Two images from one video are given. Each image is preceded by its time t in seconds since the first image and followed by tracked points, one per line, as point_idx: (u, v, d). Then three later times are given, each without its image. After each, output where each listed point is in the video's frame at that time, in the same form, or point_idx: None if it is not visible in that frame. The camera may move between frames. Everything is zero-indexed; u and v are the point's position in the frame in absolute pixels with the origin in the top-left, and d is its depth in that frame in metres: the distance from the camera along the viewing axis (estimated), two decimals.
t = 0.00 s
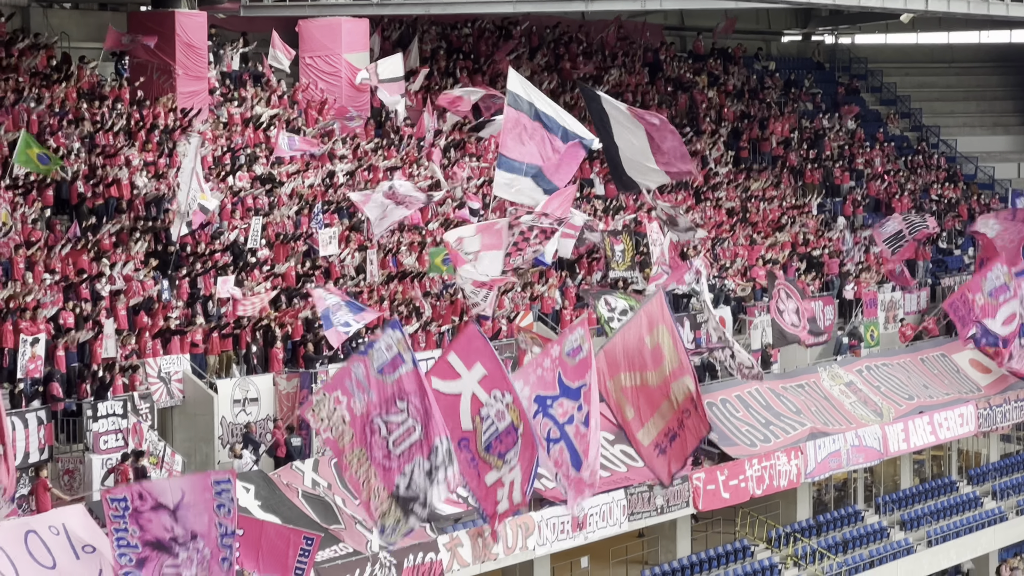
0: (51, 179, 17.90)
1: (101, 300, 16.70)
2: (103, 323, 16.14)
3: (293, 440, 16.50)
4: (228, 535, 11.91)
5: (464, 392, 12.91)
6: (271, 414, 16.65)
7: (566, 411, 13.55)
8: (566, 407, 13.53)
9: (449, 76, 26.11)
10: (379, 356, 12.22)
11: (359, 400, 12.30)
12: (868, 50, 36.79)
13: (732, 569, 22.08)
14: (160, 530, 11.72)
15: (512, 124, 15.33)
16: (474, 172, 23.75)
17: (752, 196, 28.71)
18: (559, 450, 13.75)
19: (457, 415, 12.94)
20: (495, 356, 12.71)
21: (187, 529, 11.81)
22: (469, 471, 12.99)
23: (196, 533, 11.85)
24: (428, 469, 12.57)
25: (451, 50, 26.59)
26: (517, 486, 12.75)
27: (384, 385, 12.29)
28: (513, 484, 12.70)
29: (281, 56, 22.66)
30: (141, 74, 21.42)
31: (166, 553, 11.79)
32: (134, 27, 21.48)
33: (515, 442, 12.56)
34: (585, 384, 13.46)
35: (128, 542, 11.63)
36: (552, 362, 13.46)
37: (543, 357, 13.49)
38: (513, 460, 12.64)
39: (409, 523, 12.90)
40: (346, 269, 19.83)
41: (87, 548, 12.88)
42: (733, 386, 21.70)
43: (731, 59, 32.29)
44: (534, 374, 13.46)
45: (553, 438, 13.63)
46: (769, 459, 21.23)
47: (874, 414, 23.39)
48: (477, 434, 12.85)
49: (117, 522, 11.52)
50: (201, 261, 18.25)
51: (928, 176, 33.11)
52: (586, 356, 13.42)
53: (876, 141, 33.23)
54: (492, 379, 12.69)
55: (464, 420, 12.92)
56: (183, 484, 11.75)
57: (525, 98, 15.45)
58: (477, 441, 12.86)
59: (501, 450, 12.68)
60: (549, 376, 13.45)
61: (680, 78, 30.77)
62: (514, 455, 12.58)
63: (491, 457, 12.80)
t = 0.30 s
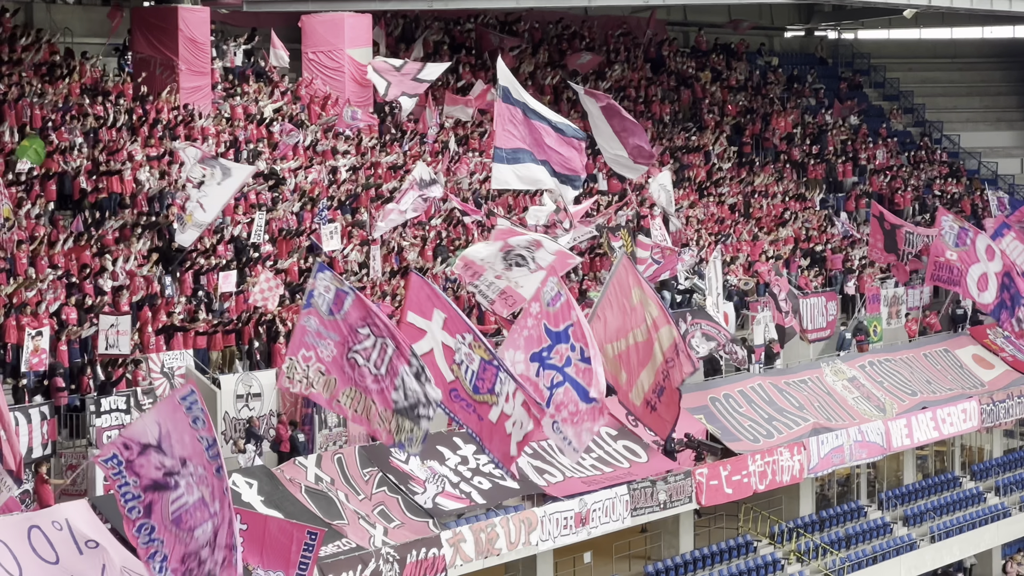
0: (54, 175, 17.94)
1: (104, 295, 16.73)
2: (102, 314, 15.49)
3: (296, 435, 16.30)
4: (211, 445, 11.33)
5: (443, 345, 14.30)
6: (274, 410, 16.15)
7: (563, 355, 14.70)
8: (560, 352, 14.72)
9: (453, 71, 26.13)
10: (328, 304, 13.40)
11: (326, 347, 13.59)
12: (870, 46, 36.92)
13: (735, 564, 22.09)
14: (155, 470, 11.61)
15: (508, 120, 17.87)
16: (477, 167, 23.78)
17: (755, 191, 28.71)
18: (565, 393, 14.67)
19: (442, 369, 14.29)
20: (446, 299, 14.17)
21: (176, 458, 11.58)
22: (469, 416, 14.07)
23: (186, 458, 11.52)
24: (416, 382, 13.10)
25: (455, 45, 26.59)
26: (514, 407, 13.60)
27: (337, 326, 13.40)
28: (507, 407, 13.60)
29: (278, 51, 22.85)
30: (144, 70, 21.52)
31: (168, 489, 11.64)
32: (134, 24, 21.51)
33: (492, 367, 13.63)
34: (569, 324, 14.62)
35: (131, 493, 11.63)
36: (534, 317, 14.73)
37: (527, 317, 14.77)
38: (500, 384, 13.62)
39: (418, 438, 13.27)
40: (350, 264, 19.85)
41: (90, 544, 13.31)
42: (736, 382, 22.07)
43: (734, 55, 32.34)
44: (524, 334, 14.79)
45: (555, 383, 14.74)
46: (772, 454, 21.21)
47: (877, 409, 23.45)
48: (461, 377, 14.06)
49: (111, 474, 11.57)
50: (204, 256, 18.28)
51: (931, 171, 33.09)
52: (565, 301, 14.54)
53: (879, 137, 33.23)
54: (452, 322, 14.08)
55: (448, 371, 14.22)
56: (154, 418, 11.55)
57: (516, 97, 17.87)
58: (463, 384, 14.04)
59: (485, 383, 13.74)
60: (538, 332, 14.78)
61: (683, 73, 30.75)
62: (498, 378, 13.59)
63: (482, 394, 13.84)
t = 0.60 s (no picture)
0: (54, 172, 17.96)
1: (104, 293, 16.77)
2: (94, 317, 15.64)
3: (294, 433, 16.26)
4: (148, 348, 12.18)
5: (402, 314, 15.16)
6: (272, 408, 16.40)
7: (544, 313, 16.07)
8: (540, 312, 16.08)
9: (453, 70, 26.13)
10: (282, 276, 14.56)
11: (290, 317, 14.67)
12: (870, 45, 36.98)
13: (734, 562, 22.14)
14: (118, 401, 12.30)
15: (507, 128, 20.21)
16: (476, 166, 23.81)
17: (755, 189, 28.71)
18: (557, 345, 16.16)
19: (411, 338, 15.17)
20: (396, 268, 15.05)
21: (129, 382, 12.27)
22: (449, 375, 15.16)
23: (139, 376, 12.26)
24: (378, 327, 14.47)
25: (454, 43, 26.57)
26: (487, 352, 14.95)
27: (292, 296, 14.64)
28: (480, 353, 14.85)
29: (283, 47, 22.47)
30: (142, 68, 21.56)
31: (133, 413, 12.36)
32: (135, 23, 21.63)
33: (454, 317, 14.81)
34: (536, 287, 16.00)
35: (110, 434, 12.35)
36: (504, 291, 15.92)
37: (498, 293, 15.92)
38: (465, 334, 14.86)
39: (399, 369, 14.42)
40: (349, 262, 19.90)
41: (89, 542, 13.31)
42: (736, 380, 22.11)
43: (733, 53, 32.35)
44: (499, 310, 15.99)
45: (545, 341, 16.13)
46: (771, 452, 21.21)
47: (875, 407, 23.50)
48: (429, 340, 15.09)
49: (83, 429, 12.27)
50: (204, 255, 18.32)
51: (929, 170, 33.12)
52: (528, 267, 15.90)
53: (878, 135, 33.23)
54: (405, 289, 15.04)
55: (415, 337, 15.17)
56: (89, 359, 12.15)
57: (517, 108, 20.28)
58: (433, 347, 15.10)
59: (452, 338, 14.93)
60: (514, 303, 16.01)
61: (683, 71, 30.73)
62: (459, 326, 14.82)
63: (453, 349, 15.02)
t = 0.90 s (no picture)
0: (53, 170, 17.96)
1: (103, 291, 16.76)
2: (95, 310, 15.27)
3: (293, 431, 16.26)
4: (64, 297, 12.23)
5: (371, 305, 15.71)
6: (272, 406, 16.38)
7: (517, 293, 16.77)
8: (513, 292, 16.76)
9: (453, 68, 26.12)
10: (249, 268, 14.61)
11: (258, 309, 14.73)
12: (870, 43, 36.83)
13: (733, 561, 22.15)
14: (64, 360, 12.37)
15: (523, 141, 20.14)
16: (476, 165, 23.82)
17: (754, 188, 28.73)
18: (535, 319, 16.94)
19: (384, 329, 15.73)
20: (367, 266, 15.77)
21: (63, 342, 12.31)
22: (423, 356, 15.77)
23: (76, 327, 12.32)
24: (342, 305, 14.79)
25: (453, 42, 26.56)
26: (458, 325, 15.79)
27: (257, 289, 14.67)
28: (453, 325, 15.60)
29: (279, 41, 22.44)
30: (140, 66, 21.40)
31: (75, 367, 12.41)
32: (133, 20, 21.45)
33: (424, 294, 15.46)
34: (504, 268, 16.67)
35: (71, 399, 12.47)
36: (470, 279, 16.68)
37: (465, 282, 16.69)
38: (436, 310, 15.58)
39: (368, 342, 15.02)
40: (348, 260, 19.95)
41: (88, 540, 13.40)
42: (735, 378, 22.10)
43: (733, 51, 32.35)
44: (472, 297, 16.73)
45: (525, 318, 16.88)
46: (770, 451, 21.23)
47: (875, 406, 23.50)
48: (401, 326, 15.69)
49: (50, 406, 12.38)
50: (204, 253, 18.33)
51: (928, 168, 33.13)
52: (487, 252, 16.53)
53: (877, 134, 33.24)
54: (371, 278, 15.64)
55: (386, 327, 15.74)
56: (20, 336, 12.14)
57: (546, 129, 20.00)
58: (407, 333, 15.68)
59: (423, 317, 15.61)
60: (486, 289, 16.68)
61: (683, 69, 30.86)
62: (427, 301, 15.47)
63: (424, 329, 15.67)
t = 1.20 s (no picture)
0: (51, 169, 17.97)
1: (101, 289, 16.75)
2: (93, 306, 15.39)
3: (292, 430, 16.16)
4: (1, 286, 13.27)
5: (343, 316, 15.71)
6: (270, 404, 16.55)
7: (483, 288, 17.18)
8: (478, 286, 17.10)
9: (451, 66, 26.14)
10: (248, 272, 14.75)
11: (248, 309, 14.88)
12: (868, 42, 36.73)
13: (731, 559, 22.15)
14: (24, 354, 13.32)
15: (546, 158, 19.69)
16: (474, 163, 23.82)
17: (753, 187, 28.76)
18: (507, 311, 17.29)
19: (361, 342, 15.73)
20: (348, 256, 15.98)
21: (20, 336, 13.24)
22: (404, 361, 15.98)
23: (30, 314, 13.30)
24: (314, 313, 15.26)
25: (452, 40, 26.55)
26: (433, 325, 16.19)
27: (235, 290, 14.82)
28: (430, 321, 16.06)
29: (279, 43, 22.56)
30: (139, 64, 21.28)
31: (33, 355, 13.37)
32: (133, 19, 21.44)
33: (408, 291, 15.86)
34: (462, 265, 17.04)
35: (43, 388, 13.51)
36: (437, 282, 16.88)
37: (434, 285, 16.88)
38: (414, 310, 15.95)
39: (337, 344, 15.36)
40: (346, 258, 19.97)
41: (86, 538, 13.40)
42: (734, 376, 22.10)
43: (732, 50, 32.37)
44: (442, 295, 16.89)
45: (495, 310, 17.24)
46: (768, 450, 21.24)
47: (873, 405, 23.49)
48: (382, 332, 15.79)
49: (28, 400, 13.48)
50: (202, 252, 18.32)
51: (926, 167, 33.10)
52: (447, 247, 16.92)
53: (876, 133, 33.25)
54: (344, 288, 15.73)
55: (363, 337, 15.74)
56: None
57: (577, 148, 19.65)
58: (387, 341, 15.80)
59: (403, 320, 15.91)
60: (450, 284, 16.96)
61: (681, 68, 30.97)
62: (408, 300, 15.87)
63: (403, 333, 15.95)
